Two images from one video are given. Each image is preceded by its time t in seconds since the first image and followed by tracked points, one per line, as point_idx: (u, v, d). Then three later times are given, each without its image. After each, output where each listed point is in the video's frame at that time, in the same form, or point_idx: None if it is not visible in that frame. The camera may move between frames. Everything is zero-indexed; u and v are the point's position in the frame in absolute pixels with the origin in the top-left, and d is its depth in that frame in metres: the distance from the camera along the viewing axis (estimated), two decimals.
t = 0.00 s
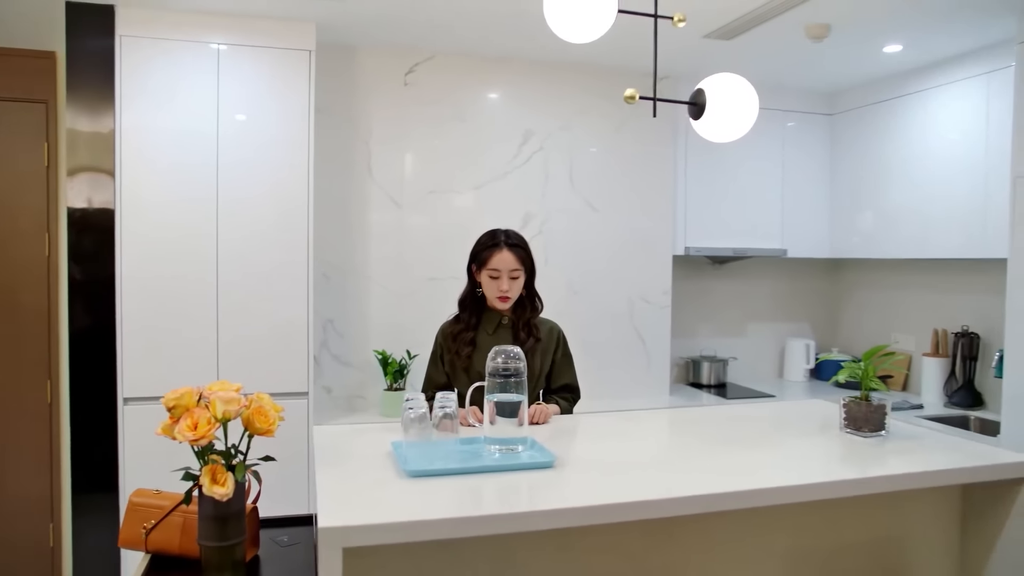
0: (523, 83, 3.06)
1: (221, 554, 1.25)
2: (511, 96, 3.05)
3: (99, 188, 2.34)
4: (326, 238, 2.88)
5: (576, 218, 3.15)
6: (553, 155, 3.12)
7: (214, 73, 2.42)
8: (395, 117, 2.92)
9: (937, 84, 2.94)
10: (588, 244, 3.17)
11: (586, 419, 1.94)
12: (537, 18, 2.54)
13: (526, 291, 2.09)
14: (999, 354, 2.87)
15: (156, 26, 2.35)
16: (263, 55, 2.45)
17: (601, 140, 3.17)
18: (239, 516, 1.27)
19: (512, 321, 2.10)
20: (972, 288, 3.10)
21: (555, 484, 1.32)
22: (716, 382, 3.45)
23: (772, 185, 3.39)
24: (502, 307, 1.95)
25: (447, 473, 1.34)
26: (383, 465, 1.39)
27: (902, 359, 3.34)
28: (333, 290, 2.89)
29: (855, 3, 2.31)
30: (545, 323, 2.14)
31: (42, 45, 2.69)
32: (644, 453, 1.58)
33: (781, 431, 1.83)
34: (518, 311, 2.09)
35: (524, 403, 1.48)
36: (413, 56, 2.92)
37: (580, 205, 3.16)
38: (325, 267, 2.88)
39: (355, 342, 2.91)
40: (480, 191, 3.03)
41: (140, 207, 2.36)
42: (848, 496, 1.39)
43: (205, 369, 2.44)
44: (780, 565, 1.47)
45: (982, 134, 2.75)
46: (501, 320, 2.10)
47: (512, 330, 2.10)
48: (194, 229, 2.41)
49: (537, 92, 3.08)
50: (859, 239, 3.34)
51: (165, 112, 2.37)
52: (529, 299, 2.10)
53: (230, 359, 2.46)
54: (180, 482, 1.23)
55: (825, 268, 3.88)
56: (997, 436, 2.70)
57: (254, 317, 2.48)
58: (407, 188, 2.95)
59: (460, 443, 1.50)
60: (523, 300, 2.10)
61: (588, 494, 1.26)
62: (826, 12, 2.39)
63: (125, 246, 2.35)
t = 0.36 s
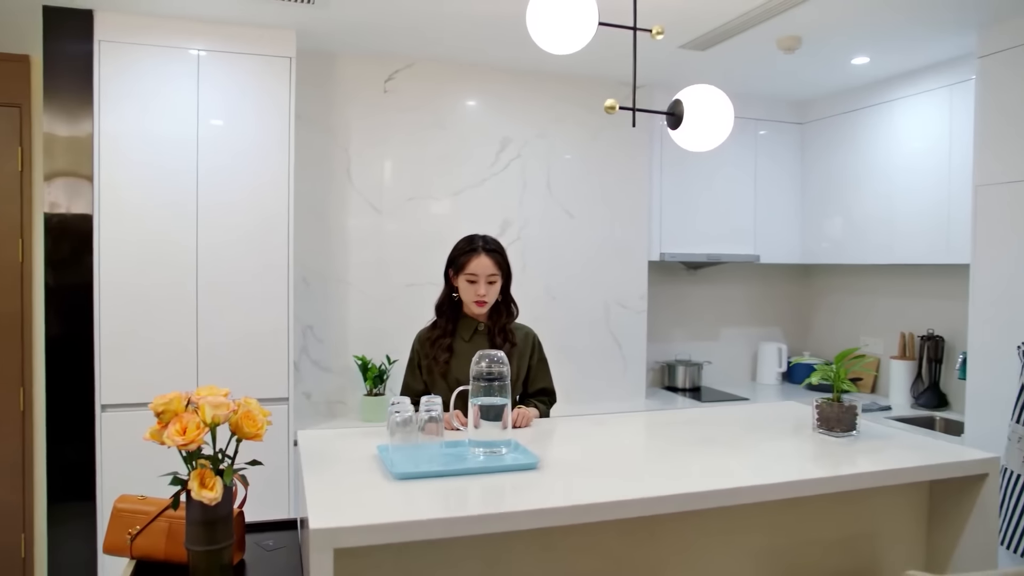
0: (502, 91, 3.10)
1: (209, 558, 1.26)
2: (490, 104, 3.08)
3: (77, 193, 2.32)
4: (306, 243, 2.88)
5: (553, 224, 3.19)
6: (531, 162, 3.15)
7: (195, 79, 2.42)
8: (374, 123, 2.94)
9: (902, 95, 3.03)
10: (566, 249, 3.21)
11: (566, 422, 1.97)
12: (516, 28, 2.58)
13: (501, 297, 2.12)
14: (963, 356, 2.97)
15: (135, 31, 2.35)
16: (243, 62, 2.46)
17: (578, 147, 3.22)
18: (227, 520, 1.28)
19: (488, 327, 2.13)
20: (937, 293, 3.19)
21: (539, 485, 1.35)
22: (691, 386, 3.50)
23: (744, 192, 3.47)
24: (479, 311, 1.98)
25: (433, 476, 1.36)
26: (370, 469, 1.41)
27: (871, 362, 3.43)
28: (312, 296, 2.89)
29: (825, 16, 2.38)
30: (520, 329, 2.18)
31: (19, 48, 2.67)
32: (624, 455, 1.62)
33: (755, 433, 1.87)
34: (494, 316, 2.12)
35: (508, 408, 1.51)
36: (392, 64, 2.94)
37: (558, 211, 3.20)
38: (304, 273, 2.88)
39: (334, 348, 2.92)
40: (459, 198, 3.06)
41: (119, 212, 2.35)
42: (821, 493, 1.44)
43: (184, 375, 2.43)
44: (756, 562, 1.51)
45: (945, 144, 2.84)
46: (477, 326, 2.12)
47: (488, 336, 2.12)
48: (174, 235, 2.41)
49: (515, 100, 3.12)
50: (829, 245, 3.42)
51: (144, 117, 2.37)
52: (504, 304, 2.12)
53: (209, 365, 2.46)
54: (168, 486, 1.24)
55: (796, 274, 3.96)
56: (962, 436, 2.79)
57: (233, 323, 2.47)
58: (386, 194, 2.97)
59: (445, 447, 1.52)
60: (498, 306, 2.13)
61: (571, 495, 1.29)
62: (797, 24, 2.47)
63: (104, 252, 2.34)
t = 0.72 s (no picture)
0: (484, 96, 3.12)
1: (199, 560, 1.26)
2: (472, 108, 3.11)
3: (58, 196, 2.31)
4: (288, 247, 2.88)
5: (534, 227, 3.22)
6: (512, 167, 3.18)
7: (177, 82, 2.41)
8: (357, 127, 2.95)
9: (875, 102, 3.11)
10: (547, 253, 3.24)
11: (549, 423, 2.00)
12: (498, 34, 2.61)
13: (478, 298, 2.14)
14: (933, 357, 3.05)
15: (116, 33, 2.34)
16: (226, 65, 2.46)
17: (559, 151, 3.25)
18: (217, 522, 1.29)
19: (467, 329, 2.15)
20: (909, 295, 3.27)
21: (526, 485, 1.37)
22: (670, 388, 3.55)
23: (721, 196, 3.53)
24: (456, 312, 2.00)
25: (421, 476, 1.38)
26: (358, 470, 1.42)
27: (845, 363, 3.50)
28: (295, 299, 2.90)
29: (801, 25, 2.44)
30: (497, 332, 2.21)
31: None
32: (608, 454, 1.65)
33: (735, 432, 1.92)
34: (472, 319, 2.14)
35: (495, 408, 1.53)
36: (375, 68, 2.96)
37: (539, 215, 3.23)
38: (287, 276, 2.88)
39: (317, 351, 2.92)
40: (441, 201, 3.08)
41: (100, 215, 2.34)
42: (800, 490, 1.49)
43: (166, 379, 2.42)
44: (736, 558, 1.55)
45: (916, 150, 2.92)
46: (457, 329, 2.13)
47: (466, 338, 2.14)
48: (156, 238, 2.40)
49: (497, 105, 3.15)
50: (804, 247, 3.49)
51: (125, 119, 2.36)
52: (483, 306, 2.15)
53: (192, 368, 2.45)
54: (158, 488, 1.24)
55: (772, 277, 4.03)
56: (933, 434, 2.86)
57: (216, 327, 2.47)
58: (369, 198, 2.98)
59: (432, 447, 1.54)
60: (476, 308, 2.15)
61: (558, 494, 1.32)
62: (774, 32, 2.52)
63: (85, 255, 2.32)
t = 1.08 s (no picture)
0: (468, 99, 3.15)
1: (190, 560, 1.27)
2: (456, 112, 3.13)
3: (41, 197, 2.29)
4: (273, 249, 2.88)
5: (519, 229, 3.25)
6: (496, 169, 3.20)
7: (161, 83, 2.41)
8: (343, 130, 2.96)
9: (852, 107, 3.17)
10: (531, 255, 3.27)
11: (535, 423, 2.02)
12: (484, 37, 2.63)
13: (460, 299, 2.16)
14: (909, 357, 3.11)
15: (100, 34, 2.33)
16: (211, 66, 2.46)
17: (543, 154, 3.28)
18: (208, 522, 1.29)
19: (449, 330, 2.15)
20: (886, 296, 3.34)
21: (515, 483, 1.40)
22: (652, 388, 3.59)
23: (703, 198, 3.58)
24: (437, 310, 2.02)
25: (411, 475, 1.40)
26: (349, 470, 1.44)
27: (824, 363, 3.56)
28: (279, 301, 2.89)
29: (782, 31, 2.49)
30: (478, 333, 2.22)
31: None
32: (593, 454, 1.68)
33: (717, 431, 1.95)
34: (455, 319, 2.15)
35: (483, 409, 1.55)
36: (360, 71, 2.97)
37: (523, 217, 3.25)
38: (271, 278, 2.88)
39: (301, 353, 2.92)
40: (426, 204, 3.09)
41: (83, 216, 2.32)
42: (782, 487, 1.52)
43: (151, 381, 2.41)
44: (720, 553, 1.58)
45: (892, 154, 2.99)
46: (440, 330, 2.13)
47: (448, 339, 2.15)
48: (140, 240, 2.39)
49: (481, 108, 3.17)
50: (784, 249, 3.55)
51: (109, 120, 2.35)
52: (466, 306, 2.16)
53: (177, 370, 2.44)
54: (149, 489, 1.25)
55: (752, 279, 4.09)
56: (909, 433, 2.92)
57: (200, 327, 2.47)
58: (354, 200, 2.98)
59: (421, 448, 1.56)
60: (458, 309, 2.16)
61: (547, 491, 1.34)
62: (755, 38, 2.56)
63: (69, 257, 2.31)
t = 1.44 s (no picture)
0: (455, 103, 3.16)
1: (182, 561, 1.27)
2: (444, 115, 3.14)
3: (26, 200, 2.28)
4: (260, 251, 2.88)
5: (505, 232, 3.26)
6: (483, 172, 3.22)
7: (149, 86, 2.40)
8: (330, 133, 2.96)
9: (833, 112, 3.23)
10: (518, 257, 3.29)
11: (524, 424, 2.04)
12: (472, 41, 2.65)
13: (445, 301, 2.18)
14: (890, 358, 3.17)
15: (86, 36, 2.32)
16: (198, 69, 2.46)
17: (530, 158, 3.30)
18: (201, 524, 1.30)
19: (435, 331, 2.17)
20: (866, 299, 3.39)
21: (506, 483, 1.41)
22: (638, 389, 3.62)
23: (687, 202, 3.62)
24: (425, 311, 2.04)
25: (404, 476, 1.41)
26: (341, 471, 1.45)
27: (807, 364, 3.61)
28: (266, 303, 2.89)
29: (766, 37, 2.53)
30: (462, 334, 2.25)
31: None
32: (582, 454, 1.70)
33: (702, 432, 1.98)
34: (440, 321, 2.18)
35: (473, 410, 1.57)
36: (347, 74, 2.97)
37: (510, 220, 3.27)
38: (259, 280, 2.88)
39: (289, 355, 2.92)
40: (413, 206, 3.10)
41: (69, 218, 2.31)
42: (767, 485, 1.55)
43: (138, 384, 2.41)
44: (707, 551, 1.61)
45: (873, 158, 3.04)
46: (428, 332, 2.15)
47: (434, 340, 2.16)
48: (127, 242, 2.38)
49: (468, 112, 3.19)
50: (767, 251, 3.60)
51: (96, 122, 2.34)
52: (450, 309, 2.19)
53: (164, 373, 2.44)
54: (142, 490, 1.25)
55: (735, 281, 4.14)
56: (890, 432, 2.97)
57: (187, 330, 2.46)
58: (342, 203, 2.99)
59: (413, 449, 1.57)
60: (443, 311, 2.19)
61: (538, 491, 1.36)
62: (739, 44, 2.60)
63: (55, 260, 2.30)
